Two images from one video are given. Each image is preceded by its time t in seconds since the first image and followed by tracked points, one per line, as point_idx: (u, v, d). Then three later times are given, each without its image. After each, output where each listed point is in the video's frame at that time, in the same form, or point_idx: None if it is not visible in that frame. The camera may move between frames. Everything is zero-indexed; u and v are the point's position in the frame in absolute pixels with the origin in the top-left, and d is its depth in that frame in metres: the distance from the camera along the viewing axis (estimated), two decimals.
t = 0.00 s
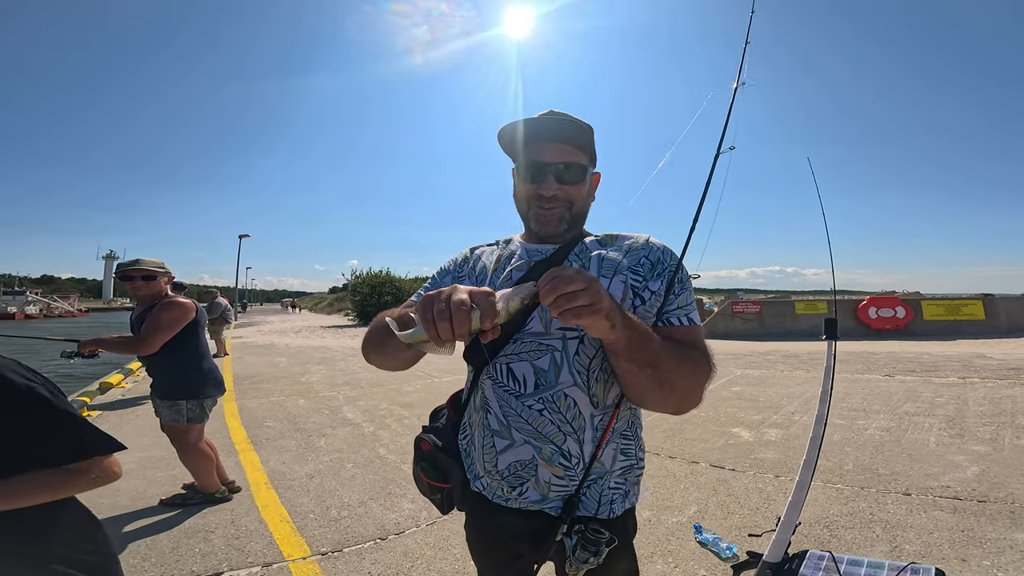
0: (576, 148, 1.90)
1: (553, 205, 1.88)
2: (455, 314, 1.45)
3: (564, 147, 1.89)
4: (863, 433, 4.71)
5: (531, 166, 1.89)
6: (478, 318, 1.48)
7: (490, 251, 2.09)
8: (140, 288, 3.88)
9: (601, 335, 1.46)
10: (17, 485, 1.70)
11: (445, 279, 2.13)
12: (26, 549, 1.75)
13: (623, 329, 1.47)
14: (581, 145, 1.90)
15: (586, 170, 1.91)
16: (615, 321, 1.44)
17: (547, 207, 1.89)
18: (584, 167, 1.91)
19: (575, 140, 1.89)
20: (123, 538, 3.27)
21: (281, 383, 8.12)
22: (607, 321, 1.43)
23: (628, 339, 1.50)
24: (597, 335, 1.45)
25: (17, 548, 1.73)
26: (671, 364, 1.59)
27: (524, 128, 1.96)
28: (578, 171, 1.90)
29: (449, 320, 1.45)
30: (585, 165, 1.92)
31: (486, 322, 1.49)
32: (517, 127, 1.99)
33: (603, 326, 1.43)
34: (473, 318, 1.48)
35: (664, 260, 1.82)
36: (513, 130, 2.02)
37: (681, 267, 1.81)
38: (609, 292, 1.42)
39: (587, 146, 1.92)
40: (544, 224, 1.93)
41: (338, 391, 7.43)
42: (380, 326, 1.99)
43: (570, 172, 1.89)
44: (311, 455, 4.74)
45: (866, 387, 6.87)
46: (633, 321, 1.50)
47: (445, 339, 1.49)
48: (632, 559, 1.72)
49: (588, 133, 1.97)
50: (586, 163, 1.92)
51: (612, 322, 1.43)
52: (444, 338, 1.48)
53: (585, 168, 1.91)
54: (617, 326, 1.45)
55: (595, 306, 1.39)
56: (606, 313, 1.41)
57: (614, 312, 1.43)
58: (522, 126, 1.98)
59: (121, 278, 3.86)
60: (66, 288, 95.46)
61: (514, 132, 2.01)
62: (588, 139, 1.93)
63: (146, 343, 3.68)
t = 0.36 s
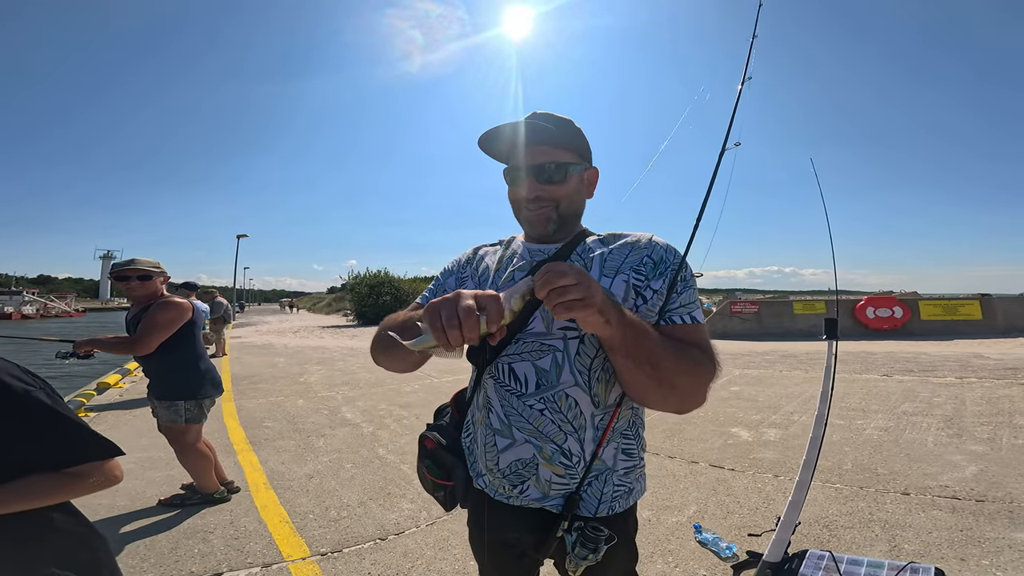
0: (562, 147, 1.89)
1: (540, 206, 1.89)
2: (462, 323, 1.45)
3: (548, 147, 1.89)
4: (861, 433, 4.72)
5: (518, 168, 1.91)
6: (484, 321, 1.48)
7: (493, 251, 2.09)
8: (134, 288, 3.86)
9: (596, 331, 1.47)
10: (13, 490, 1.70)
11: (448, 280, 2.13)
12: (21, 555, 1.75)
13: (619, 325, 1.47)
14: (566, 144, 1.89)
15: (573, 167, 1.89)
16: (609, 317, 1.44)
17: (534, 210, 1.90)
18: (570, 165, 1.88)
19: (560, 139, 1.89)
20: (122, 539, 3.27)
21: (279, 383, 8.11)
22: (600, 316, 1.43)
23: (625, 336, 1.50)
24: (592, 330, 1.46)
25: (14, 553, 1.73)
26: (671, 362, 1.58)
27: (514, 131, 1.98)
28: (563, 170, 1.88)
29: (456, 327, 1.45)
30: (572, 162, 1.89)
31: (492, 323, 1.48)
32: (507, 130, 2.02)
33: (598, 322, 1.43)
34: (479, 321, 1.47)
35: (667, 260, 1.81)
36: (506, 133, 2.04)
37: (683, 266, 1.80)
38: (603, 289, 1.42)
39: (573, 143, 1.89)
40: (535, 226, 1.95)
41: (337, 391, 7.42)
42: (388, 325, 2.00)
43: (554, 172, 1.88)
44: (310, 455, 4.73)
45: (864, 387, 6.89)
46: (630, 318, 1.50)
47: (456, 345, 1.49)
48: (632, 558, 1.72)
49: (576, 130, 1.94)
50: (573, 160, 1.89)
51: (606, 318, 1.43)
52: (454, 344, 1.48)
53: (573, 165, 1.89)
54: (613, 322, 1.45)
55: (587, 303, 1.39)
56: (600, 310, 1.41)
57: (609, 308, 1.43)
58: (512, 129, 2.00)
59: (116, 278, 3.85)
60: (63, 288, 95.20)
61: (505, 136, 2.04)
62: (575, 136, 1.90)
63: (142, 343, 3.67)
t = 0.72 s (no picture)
0: (564, 149, 1.91)
1: (545, 208, 1.91)
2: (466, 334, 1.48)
3: (552, 150, 1.91)
4: (857, 431, 4.76)
5: (522, 172, 1.92)
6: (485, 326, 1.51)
7: (489, 251, 2.12)
8: (132, 287, 3.87)
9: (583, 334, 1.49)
10: (8, 491, 1.71)
11: (445, 281, 2.15)
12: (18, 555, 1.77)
13: (606, 328, 1.49)
14: (569, 146, 1.91)
15: (577, 169, 1.92)
16: (596, 320, 1.47)
17: (540, 212, 1.92)
18: (574, 166, 1.91)
19: (562, 142, 1.91)
20: (122, 538, 3.28)
21: (278, 382, 8.11)
22: (584, 320, 1.45)
23: (612, 338, 1.52)
24: (579, 334, 1.48)
25: (11, 553, 1.75)
26: (660, 361, 1.61)
27: (515, 136, 1.99)
28: (567, 171, 1.90)
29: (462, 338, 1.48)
30: (575, 164, 1.92)
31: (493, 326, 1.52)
32: (507, 135, 2.03)
33: (584, 326, 1.46)
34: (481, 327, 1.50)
35: (657, 258, 1.84)
36: (505, 137, 2.05)
37: (674, 265, 1.83)
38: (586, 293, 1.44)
39: (574, 144, 1.92)
40: (540, 228, 1.96)
41: (336, 391, 7.44)
42: (384, 327, 2.01)
43: (558, 174, 1.90)
44: (309, 454, 4.75)
45: (861, 386, 6.94)
46: (617, 319, 1.52)
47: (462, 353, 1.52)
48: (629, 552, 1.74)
49: (574, 131, 1.97)
50: (575, 161, 1.92)
51: (591, 321, 1.46)
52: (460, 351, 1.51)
53: (576, 166, 1.92)
54: (599, 324, 1.47)
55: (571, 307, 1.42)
56: (585, 314, 1.44)
57: (593, 312, 1.45)
58: (511, 134, 2.01)
59: (114, 278, 3.85)
60: (60, 287, 94.95)
61: (505, 141, 2.05)
62: (576, 138, 1.93)
63: (140, 343, 3.68)
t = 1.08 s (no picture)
0: (565, 149, 1.92)
1: (546, 207, 1.91)
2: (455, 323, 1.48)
3: (552, 150, 1.91)
4: (856, 430, 4.77)
5: (523, 172, 1.92)
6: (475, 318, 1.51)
7: (489, 249, 2.12)
8: (131, 285, 3.86)
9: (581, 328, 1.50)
10: (17, 492, 1.71)
11: (445, 278, 2.16)
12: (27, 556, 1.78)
13: (604, 321, 1.50)
14: (569, 146, 1.91)
15: (576, 169, 1.92)
16: (594, 313, 1.48)
17: (540, 211, 1.92)
18: (574, 166, 1.92)
19: (562, 142, 1.91)
20: (121, 537, 3.28)
21: (276, 382, 8.10)
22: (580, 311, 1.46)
23: (610, 331, 1.53)
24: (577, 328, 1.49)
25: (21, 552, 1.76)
26: (658, 354, 1.62)
27: (515, 136, 2.00)
28: (567, 171, 1.91)
29: (450, 328, 1.48)
30: (575, 164, 1.92)
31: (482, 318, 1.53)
32: (507, 136, 2.03)
33: (581, 319, 1.46)
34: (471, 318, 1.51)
35: (653, 254, 1.84)
36: (506, 138, 2.06)
37: (669, 261, 1.83)
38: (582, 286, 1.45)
39: (575, 144, 1.93)
40: (539, 227, 1.96)
41: (335, 390, 7.43)
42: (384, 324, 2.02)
43: (558, 173, 1.91)
44: (308, 453, 4.74)
45: (859, 384, 6.96)
46: (614, 313, 1.53)
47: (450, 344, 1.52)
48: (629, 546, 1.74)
49: (575, 132, 1.98)
50: (575, 161, 1.93)
51: (589, 315, 1.47)
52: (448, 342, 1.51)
53: (576, 166, 1.92)
54: (597, 317, 1.48)
55: (568, 300, 1.42)
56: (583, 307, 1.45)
57: (591, 306, 1.46)
58: (512, 135, 2.02)
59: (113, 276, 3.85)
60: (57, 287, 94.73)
61: (506, 142, 2.06)
62: (576, 138, 1.94)
63: (140, 342, 3.67)
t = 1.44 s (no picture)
0: (563, 149, 1.90)
1: (544, 207, 1.90)
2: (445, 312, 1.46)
3: (551, 150, 1.89)
4: (857, 429, 4.75)
5: (521, 171, 1.91)
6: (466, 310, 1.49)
7: (488, 247, 2.11)
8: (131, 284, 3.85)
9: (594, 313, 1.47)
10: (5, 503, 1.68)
11: (444, 277, 2.15)
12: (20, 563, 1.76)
13: (617, 308, 1.48)
14: (568, 145, 1.90)
15: (575, 169, 1.91)
16: (608, 300, 1.46)
17: (540, 210, 1.91)
18: (572, 166, 1.90)
19: (561, 142, 1.90)
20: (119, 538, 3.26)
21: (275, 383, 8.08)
22: (593, 300, 1.44)
23: (622, 319, 1.51)
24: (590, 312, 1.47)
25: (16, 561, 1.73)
26: (665, 346, 1.61)
27: (514, 136, 1.99)
28: (567, 171, 1.90)
29: (441, 317, 1.46)
30: (574, 164, 1.91)
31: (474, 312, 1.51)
32: (506, 136, 2.02)
33: (596, 302, 1.44)
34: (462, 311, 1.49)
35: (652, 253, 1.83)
36: (505, 137, 2.04)
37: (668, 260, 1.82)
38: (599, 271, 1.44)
39: (574, 144, 1.91)
40: (537, 226, 1.95)
41: (334, 390, 7.42)
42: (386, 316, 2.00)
43: (557, 173, 1.89)
44: (307, 454, 4.73)
45: (860, 384, 6.94)
46: (627, 301, 1.51)
47: (439, 334, 1.49)
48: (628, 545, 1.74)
49: (574, 131, 1.97)
50: (574, 160, 1.91)
51: (605, 300, 1.45)
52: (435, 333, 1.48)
53: (575, 166, 1.91)
54: (612, 303, 1.46)
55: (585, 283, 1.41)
56: (599, 292, 1.43)
57: (607, 291, 1.44)
58: (511, 134, 2.00)
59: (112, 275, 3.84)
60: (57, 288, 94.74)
61: (505, 142, 2.04)
62: (575, 138, 1.92)
63: (138, 341, 3.66)
